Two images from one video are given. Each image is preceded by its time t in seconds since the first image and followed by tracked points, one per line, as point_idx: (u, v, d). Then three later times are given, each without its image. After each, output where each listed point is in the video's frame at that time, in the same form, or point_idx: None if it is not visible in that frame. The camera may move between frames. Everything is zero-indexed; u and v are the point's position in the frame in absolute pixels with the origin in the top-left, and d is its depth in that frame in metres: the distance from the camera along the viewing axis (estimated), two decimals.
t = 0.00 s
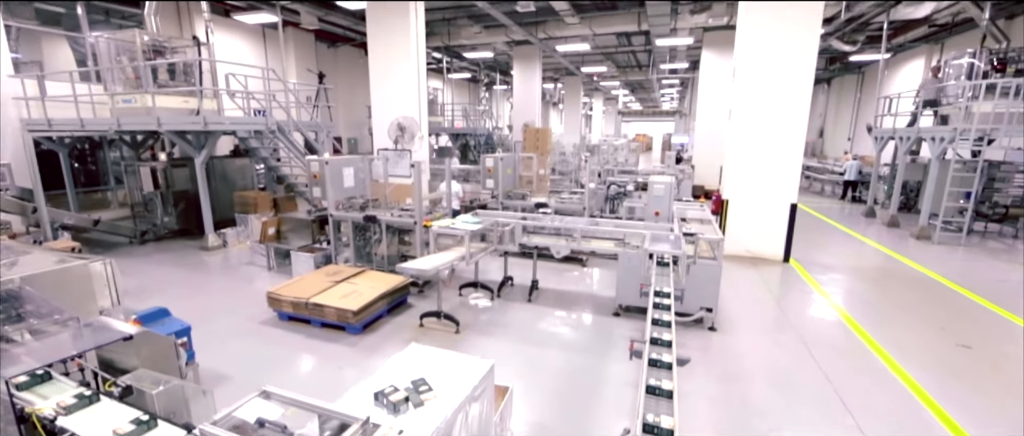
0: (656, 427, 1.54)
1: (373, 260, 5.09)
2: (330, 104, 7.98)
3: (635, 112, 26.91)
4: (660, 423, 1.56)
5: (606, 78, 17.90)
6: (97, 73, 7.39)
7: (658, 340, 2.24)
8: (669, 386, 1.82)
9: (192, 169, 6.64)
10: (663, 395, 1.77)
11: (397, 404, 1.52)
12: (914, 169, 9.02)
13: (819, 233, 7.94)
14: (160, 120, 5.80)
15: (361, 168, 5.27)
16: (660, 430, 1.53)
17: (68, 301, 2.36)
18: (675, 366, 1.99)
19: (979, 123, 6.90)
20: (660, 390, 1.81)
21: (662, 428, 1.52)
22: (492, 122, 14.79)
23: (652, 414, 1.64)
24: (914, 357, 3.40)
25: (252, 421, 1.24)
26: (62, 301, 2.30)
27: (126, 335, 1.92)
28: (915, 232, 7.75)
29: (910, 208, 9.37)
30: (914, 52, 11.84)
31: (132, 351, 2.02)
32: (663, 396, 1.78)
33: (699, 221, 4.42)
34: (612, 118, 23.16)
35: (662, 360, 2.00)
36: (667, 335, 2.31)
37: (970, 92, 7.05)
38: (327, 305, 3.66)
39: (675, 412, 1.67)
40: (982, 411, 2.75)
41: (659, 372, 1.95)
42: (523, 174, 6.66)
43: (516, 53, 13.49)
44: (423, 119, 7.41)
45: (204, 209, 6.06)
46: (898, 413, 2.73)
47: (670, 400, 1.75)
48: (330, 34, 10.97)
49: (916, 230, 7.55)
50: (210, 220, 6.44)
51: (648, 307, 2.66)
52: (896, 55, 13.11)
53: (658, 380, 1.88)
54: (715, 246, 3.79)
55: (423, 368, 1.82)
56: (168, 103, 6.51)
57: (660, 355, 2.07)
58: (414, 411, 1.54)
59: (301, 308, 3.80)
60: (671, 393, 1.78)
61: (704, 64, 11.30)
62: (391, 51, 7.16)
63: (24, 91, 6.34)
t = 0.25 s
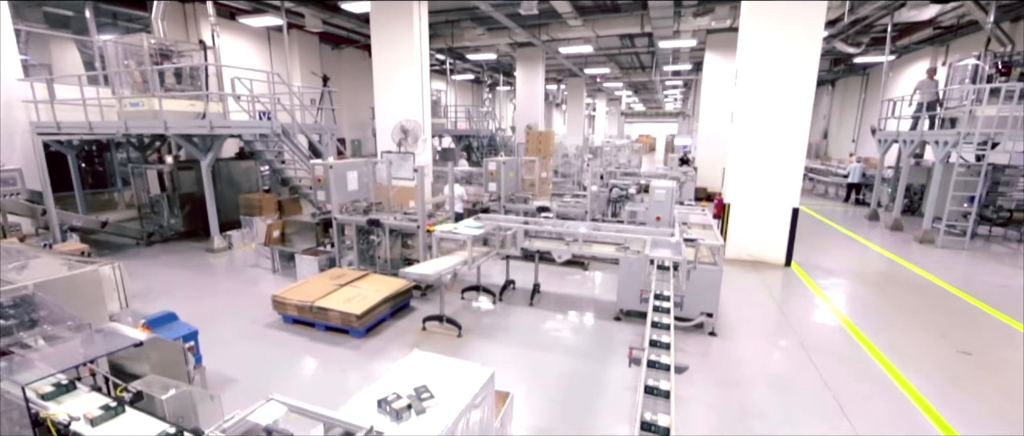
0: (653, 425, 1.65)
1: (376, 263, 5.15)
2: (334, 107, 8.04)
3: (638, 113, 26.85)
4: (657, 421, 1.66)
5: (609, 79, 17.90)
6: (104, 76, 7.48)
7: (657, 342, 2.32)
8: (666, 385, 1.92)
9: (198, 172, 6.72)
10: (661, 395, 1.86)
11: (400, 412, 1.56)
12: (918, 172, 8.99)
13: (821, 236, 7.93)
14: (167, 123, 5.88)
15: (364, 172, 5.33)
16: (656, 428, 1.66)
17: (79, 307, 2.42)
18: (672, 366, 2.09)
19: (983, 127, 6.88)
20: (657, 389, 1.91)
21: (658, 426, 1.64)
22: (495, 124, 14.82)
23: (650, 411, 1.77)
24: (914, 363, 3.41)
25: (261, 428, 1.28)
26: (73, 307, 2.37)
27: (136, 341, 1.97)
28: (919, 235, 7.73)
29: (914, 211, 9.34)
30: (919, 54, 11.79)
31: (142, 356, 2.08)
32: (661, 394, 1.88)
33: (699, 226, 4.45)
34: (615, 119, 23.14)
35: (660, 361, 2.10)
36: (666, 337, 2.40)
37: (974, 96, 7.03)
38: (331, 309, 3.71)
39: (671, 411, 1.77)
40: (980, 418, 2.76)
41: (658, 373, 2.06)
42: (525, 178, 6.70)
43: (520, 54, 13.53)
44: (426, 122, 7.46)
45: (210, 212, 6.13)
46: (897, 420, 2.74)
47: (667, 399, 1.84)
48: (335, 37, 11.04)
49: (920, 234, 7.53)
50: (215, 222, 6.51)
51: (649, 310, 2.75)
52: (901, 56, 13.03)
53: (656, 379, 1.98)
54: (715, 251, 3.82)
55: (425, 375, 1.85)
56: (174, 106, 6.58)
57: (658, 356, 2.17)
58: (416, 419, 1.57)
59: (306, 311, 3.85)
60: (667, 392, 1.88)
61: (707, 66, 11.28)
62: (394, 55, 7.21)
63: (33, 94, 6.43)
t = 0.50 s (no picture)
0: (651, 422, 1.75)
1: (379, 266, 5.20)
2: (338, 109, 8.10)
3: (641, 114, 26.81)
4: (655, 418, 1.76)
5: (612, 80, 17.90)
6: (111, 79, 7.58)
7: (656, 342, 2.41)
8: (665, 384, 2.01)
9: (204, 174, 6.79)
10: (659, 394, 1.96)
11: (402, 418, 1.61)
12: (922, 175, 8.97)
13: (823, 239, 7.93)
14: (174, 127, 5.86)
15: (368, 175, 5.38)
16: (655, 425, 1.76)
17: (88, 312, 2.47)
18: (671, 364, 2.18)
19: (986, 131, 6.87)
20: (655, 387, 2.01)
21: (656, 423, 1.74)
22: (497, 125, 14.87)
23: (648, 411, 1.86)
24: (914, 370, 3.43)
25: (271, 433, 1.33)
26: (84, 313, 2.42)
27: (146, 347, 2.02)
28: (921, 239, 7.72)
29: (918, 214, 9.32)
30: (923, 56, 11.75)
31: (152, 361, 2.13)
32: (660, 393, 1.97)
33: (701, 231, 4.47)
34: (618, 120, 23.14)
35: (659, 361, 2.19)
36: (665, 337, 2.48)
37: (978, 100, 7.02)
38: (335, 312, 3.76)
39: (669, 409, 1.87)
40: (979, 425, 2.78)
41: (657, 373, 2.14)
42: (527, 180, 6.74)
43: (522, 56, 13.56)
44: (428, 125, 7.52)
45: (215, 214, 6.21)
46: (895, 426, 2.77)
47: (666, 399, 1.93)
48: (339, 39, 11.11)
49: (922, 237, 7.51)
50: (221, 224, 6.58)
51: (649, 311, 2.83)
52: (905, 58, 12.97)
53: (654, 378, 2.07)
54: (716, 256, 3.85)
55: (427, 381, 1.89)
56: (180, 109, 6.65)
57: (658, 357, 2.25)
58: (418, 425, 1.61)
59: (310, 314, 3.90)
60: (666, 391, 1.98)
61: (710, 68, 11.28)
62: (398, 58, 7.26)
63: (42, 97, 6.53)
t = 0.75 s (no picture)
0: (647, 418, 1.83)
1: (380, 269, 5.24)
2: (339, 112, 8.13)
3: (642, 114, 26.84)
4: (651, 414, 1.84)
5: (613, 81, 17.92)
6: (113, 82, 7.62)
7: (653, 343, 2.49)
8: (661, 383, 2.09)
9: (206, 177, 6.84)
10: (655, 391, 2.04)
11: (402, 423, 1.64)
12: (921, 177, 8.99)
13: (823, 242, 7.95)
14: (176, 130, 5.92)
15: (369, 179, 5.42)
16: (651, 421, 1.84)
17: (94, 317, 2.51)
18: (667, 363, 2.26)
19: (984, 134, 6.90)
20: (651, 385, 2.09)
21: (652, 419, 1.82)
22: (498, 126, 14.90)
23: (645, 407, 1.93)
24: (910, 374, 3.46)
25: None
26: (90, 319, 2.45)
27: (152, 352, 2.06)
28: (920, 241, 7.74)
29: (917, 216, 9.35)
30: (923, 58, 11.76)
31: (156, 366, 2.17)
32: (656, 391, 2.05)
33: (700, 234, 4.50)
34: (618, 121, 23.16)
35: (655, 360, 2.27)
36: (661, 338, 2.56)
37: (976, 103, 7.04)
38: (336, 315, 3.79)
39: (664, 406, 1.94)
40: (972, 430, 2.81)
41: (653, 372, 2.22)
42: (527, 183, 6.78)
43: (523, 57, 13.60)
44: (429, 128, 7.55)
45: (217, 217, 6.24)
46: (890, 431, 2.80)
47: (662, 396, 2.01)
48: (340, 40, 11.15)
49: (921, 240, 7.53)
50: (222, 227, 6.62)
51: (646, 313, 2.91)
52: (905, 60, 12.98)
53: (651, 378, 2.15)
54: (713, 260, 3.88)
55: (427, 387, 1.93)
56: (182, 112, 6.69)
57: (654, 357, 2.33)
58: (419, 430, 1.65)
59: (311, 317, 3.93)
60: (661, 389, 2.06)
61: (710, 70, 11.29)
62: (398, 60, 7.29)
63: (46, 100, 6.57)
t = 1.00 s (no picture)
0: (641, 413, 1.93)
1: (377, 272, 5.26)
2: (335, 114, 8.16)
3: (637, 115, 26.97)
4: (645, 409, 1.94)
5: (608, 83, 18.03)
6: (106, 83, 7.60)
7: (647, 342, 2.61)
8: (652, 380, 2.21)
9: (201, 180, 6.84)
10: (648, 388, 2.15)
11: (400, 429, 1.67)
12: (912, 178, 9.11)
13: (815, 243, 8.06)
14: (171, 134, 5.99)
15: (365, 182, 5.44)
16: (645, 416, 1.94)
17: (93, 325, 2.53)
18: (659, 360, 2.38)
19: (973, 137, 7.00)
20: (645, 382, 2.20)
21: (646, 414, 1.91)
22: (494, 127, 14.95)
23: (639, 403, 2.04)
24: (899, 374, 3.52)
25: None
26: (89, 326, 2.48)
27: (152, 360, 2.08)
28: (911, 242, 7.85)
29: (908, 217, 9.47)
30: (915, 60, 11.90)
31: (155, 373, 2.19)
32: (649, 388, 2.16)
33: (694, 238, 4.56)
34: (614, 122, 23.28)
35: (648, 359, 2.39)
36: (654, 338, 2.68)
37: (966, 106, 7.13)
38: (333, 319, 3.81)
39: (657, 401, 2.04)
40: (958, 429, 2.87)
41: (647, 369, 2.34)
42: (523, 186, 6.83)
43: (518, 59, 13.65)
44: (426, 130, 7.58)
45: (213, 219, 6.26)
46: (877, 431, 2.85)
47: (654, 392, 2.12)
48: (335, 42, 11.16)
49: (912, 241, 7.64)
50: (218, 229, 6.62)
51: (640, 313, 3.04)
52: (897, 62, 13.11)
53: (643, 375, 2.27)
54: (707, 263, 3.93)
55: (424, 392, 1.96)
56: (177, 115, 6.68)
57: (648, 355, 2.45)
58: None
59: (308, 321, 3.95)
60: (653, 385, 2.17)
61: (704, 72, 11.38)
62: (394, 64, 7.31)
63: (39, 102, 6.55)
